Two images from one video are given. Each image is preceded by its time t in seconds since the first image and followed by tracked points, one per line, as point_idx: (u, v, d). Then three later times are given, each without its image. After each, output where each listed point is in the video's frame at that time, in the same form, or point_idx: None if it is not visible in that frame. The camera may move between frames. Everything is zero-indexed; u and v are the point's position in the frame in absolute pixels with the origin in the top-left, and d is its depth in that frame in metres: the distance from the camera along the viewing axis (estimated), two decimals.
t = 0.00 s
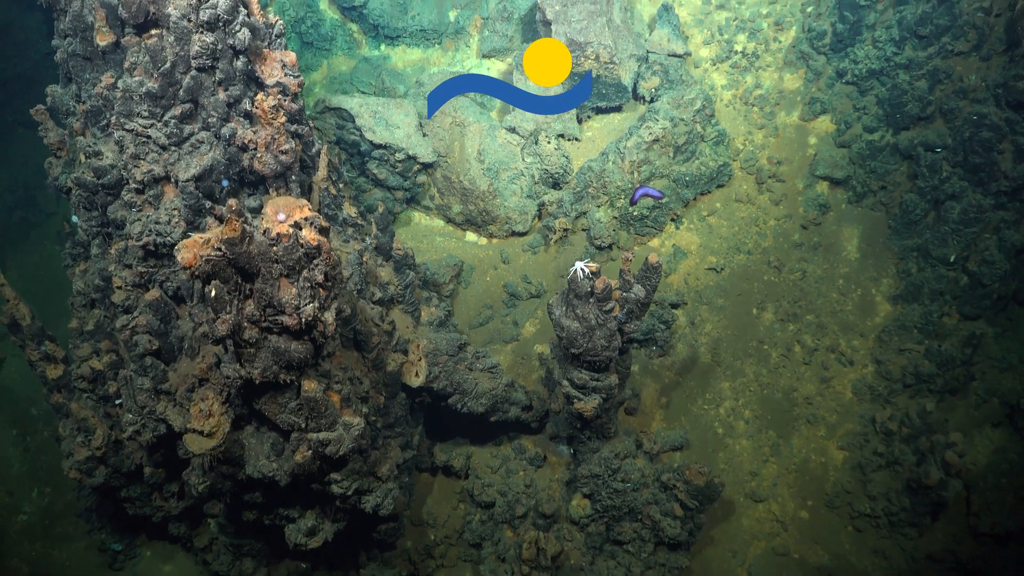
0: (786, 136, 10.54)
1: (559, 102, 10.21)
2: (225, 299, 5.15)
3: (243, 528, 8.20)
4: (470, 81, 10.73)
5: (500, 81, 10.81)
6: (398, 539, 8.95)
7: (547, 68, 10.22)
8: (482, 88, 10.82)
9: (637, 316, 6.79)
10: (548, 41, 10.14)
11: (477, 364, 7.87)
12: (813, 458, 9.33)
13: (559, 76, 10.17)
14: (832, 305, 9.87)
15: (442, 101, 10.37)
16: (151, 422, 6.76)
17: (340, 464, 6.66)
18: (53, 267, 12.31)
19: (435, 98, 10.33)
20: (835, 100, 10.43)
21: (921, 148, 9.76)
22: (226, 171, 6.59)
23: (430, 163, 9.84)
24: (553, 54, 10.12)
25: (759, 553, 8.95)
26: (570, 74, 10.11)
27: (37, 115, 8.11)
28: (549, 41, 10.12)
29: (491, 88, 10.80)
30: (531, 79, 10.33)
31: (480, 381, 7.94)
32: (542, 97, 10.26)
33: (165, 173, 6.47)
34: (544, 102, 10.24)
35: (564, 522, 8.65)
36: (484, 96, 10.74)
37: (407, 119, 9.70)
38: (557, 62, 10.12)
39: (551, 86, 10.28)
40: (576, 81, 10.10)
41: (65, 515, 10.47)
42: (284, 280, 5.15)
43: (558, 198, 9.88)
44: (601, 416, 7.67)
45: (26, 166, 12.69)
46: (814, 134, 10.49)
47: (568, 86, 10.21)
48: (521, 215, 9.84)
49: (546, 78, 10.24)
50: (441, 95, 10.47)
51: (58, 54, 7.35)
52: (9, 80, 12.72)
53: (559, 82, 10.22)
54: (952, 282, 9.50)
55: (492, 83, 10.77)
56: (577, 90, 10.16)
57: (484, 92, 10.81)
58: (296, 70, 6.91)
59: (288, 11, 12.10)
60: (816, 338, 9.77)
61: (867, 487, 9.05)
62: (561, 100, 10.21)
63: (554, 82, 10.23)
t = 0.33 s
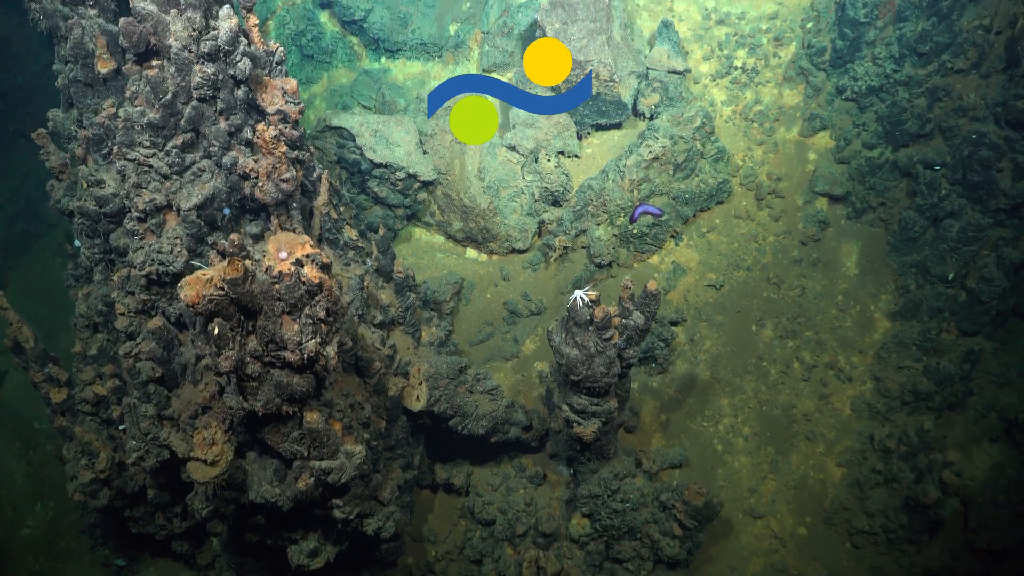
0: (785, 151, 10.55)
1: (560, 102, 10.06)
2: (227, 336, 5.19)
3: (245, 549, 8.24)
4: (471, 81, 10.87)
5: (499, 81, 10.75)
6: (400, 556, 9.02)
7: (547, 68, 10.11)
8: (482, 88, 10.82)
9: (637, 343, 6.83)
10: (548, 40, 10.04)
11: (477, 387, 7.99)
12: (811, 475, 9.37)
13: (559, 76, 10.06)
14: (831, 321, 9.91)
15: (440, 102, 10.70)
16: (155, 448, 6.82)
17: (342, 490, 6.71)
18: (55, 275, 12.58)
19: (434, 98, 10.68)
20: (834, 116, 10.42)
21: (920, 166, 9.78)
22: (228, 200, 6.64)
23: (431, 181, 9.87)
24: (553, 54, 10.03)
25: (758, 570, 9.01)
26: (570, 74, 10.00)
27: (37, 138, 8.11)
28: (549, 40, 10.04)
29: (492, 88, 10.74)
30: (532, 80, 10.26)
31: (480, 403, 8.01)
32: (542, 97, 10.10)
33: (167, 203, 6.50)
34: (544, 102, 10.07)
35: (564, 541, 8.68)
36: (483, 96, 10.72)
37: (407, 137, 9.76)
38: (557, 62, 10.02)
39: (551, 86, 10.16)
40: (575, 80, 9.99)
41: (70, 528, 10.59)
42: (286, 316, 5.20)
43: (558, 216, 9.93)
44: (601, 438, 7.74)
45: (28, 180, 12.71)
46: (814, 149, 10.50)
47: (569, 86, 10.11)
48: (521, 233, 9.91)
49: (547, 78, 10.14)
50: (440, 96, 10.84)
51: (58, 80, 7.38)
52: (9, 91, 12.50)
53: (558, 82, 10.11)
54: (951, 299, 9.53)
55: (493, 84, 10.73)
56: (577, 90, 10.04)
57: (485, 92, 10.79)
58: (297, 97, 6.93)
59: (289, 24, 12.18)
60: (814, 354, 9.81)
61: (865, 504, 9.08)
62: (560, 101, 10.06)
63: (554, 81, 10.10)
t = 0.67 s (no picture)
0: (784, 168, 10.57)
1: (560, 102, 10.11)
2: (230, 372, 5.26)
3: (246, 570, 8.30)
4: (471, 81, 10.96)
5: (500, 81, 10.69)
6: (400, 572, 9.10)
7: (547, 68, 10.18)
8: (482, 89, 10.81)
9: (635, 369, 6.88)
10: (547, 40, 10.19)
11: (477, 409, 8.02)
12: (808, 491, 9.37)
13: (559, 76, 10.07)
14: (829, 337, 9.95)
15: (439, 102, 11.07)
16: (158, 474, 6.90)
17: (343, 515, 6.77)
18: (58, 288, 12.60)
19: (434, 99, 11.02)
20: (833, 132, 10.46)
21: (917, 184, 9.82)
22: (228, 228, 6.67)
23: (431, 199, 9.91)
24: (553, 54, 10.14)
25: None
26: (570, 74, 9.98)
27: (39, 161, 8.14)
28: (549, 41, 10.18)
29: (492, 88, 10.76)
30: (532, 79, 10.32)
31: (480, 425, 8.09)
32: (542, 97, 10.19)
33: (169, 231, 6.54)
34: (544, 101, 10.17)
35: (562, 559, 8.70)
36: (483, 96, 10.78)
37: (407, 155, 9.78)
38: (557, 62, 10.08)
39: (551, 86, 10.19)
40: (576, 81, 9.95)
41: (73, 541, 10.70)
42: (288, 353, 5.26)
43: (557, 233, 9.99)
44: (600, 460, 7.84)
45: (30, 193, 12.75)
46: (812, 165, 10.53)
47: (570, 85, 10.02)
48: (521, 250, 9.96)
49: (547, 78, 10.18)
50: (439, 97, 11.13)
51: (60, 106, 7.37)
52: (9, 103, 12.54)
53: (559, 81, 10.10)
54: (948, 317, 9.57)
55: (493, 84, 10.73)
56: (577, 90, 9.99)
57: (485, 92, 10.80)
58: (297, 124, 7.00)
59: (289, 38, 12.27)
60: (812, 371, 9.84)
61: (862, 521, 9.11)
62: (561, 101, 10.10)
63: (555, 80, 10.12)
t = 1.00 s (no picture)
0: (784, 184, 10.58)
1: (560, 102, 10.10)
2: (234, 406, 5.38)
3: None
4: (471, 81, 11.36)
5: (500, 81, 11.13)
6: None
7: (547, 68, 10.39)
8: (483, 89, 11.25)
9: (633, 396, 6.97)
10: (548, 40, 10.40)
11: (477, 430, 8.09)
12: (806, 508, 9.40)
13: (559, 76, 10.18)
14: (827, 353, 9.98)
15: (441, 101, 11.50)
16: (161, 498, 6.96)
17: (344, 539, 6.84)
18: (61, 300, 12.68)
19: (436, 99, 11.49)
20: (832, 149, 10.49)
21: (916, 203, 9.86)
22: (231, 255, 6.74)
23: (431, 216, 9.95)
24: (554, 54, 10.32)
25: None
26: (570, 74, 10.01)
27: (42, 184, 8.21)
28: (549, 41, 10.38)
29: (493, 88, 11.17)
30: (532, 80, 10.65)
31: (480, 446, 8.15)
32: (542, 97, 10.36)
33: (171, 259, 6.58)
34: (544, 101, 10.31)
35: None
36: (484, 96, 11.25)
37: (408, 172, 9.78)
38: (558, 63, 10.23)
39: (551, 85, 10.33)
40: (575, 81, 9.90)
41: (76, 553, 10.79)
42: (291, 388, 5.32)
43: (557, 250, 10.03)
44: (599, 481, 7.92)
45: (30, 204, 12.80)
46: (811, 182, 10.55)
47: (570, 85, 9.96)
48: (521, 267, 10.02)
49: (548, 78, 10.37)
50: (442, 95, 11.55)
51: (62, 131, 7.39)
52: (10, 113, 12.61)
53: (559, 82, 10.18)
54: (946, 334, 9.62)
55: (493, 84, 11.13)
56: (577, 90, 9.91)
57: (485, 92, 11.25)
58: (298, 152, 6.98)
59: (289, 51, 12.30)
60: (811, 388, 9.86)
61: (859, 538, 9.15)
62: (562, 101, 10.06)
63: (557, 79, 10.20)
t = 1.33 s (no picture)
0: (783, 201, 10.60)
1: (560, 102, 10.17)
2: (238, 439, 5.43)
3: None
4: (472, 81, 11.55)
5: (500, 81, 11.18)
6: None
7: (548, 69, 10.57)
8: (484, 89, 11.37)
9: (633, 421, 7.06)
10: (548, 42, 10.90)
11: (478, 451, 8.17)
12: (804, 523, 9.45)
13: (559, 76, 10.33)
14: (825, 370, 10.01)
15: (442, 99, 11.73)
16: (164, 522, 7.05)
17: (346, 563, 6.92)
18: (64, 311, 12.70)
19: (436, 97, 11.74)
20: (832, 166, 10.51)
21: (915, 221, 9.89)
22: (233, 281, 6.79)
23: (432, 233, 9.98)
24: (554, 55, 10.55)
25: None
26: (570, 74, 10.17)
27: (44, 207, 8.26)
28: (549, 43, 10.87)
29: (492, 88, 11.24)
30: (533, 80, 10.75)
31: (481, 467, 8.23)
32: (542, 97, 10.53)
33: (174, 286, 6.62)
34: (543, 101, 10.47)
35: None
36: (484, 96, 11.37)
37: (409, 190, 9.85)
38: (558, 64, 10.42)
39: (551, 85, 10.44)
40: (575, 82, 10.06)
41: (79, 566, 10.88)
42: (294, 421, 5.40)
43: (557, 268, 10.05)
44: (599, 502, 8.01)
45: (31, 214, 12.81)
46: (811, 198, 10.56)
47: (570, 86, 10.10)
48: (521, 285, 10.05)
49: (548, 78, 10.51)
50: (444, 93, 11.77)
51: (63, 156, 7.42)
52: (13, 124, 12.51)
53: (559, 82, 10.31)
54: (944, 352, 9.66)
55: (493, 84, 11.22)
56: (577, 90, 10.04)
57: (485, 92, 11.35)
58: (299, 178, 6.99)
59: (290, 64, 12.27)
60: (809, 404, 9.90)
61: (857, 555, 9.21)
62: (562, 101, 10.14)
63: (557, 79, 10.35)
